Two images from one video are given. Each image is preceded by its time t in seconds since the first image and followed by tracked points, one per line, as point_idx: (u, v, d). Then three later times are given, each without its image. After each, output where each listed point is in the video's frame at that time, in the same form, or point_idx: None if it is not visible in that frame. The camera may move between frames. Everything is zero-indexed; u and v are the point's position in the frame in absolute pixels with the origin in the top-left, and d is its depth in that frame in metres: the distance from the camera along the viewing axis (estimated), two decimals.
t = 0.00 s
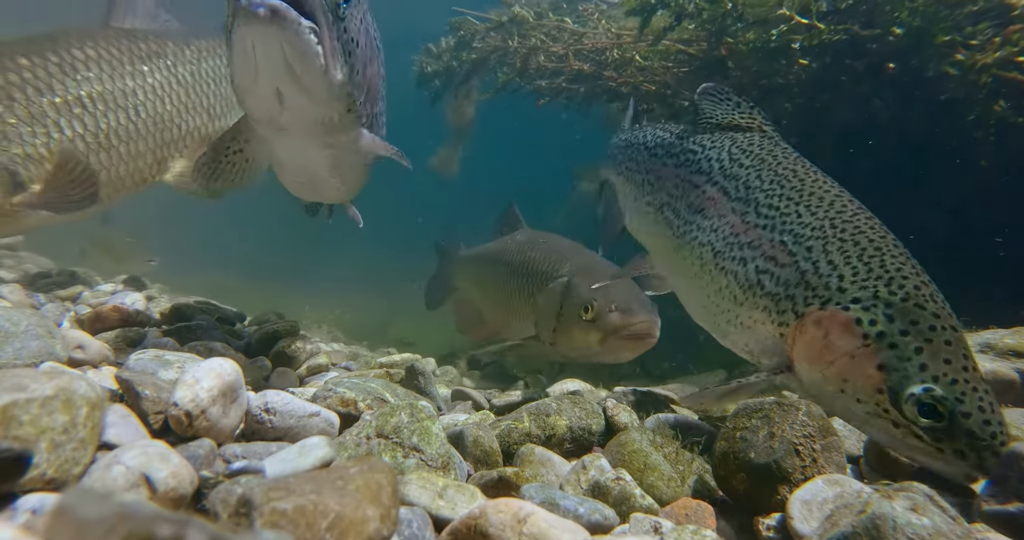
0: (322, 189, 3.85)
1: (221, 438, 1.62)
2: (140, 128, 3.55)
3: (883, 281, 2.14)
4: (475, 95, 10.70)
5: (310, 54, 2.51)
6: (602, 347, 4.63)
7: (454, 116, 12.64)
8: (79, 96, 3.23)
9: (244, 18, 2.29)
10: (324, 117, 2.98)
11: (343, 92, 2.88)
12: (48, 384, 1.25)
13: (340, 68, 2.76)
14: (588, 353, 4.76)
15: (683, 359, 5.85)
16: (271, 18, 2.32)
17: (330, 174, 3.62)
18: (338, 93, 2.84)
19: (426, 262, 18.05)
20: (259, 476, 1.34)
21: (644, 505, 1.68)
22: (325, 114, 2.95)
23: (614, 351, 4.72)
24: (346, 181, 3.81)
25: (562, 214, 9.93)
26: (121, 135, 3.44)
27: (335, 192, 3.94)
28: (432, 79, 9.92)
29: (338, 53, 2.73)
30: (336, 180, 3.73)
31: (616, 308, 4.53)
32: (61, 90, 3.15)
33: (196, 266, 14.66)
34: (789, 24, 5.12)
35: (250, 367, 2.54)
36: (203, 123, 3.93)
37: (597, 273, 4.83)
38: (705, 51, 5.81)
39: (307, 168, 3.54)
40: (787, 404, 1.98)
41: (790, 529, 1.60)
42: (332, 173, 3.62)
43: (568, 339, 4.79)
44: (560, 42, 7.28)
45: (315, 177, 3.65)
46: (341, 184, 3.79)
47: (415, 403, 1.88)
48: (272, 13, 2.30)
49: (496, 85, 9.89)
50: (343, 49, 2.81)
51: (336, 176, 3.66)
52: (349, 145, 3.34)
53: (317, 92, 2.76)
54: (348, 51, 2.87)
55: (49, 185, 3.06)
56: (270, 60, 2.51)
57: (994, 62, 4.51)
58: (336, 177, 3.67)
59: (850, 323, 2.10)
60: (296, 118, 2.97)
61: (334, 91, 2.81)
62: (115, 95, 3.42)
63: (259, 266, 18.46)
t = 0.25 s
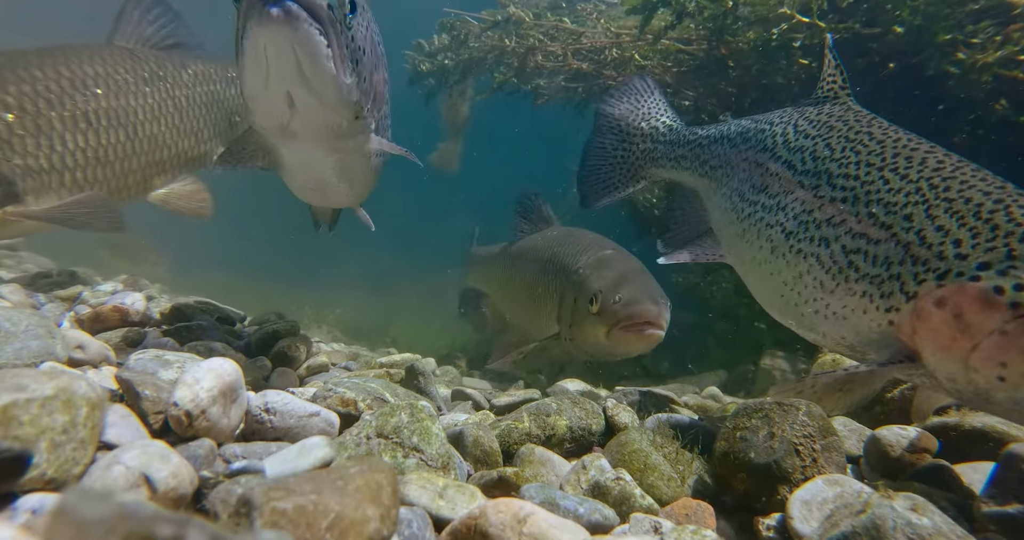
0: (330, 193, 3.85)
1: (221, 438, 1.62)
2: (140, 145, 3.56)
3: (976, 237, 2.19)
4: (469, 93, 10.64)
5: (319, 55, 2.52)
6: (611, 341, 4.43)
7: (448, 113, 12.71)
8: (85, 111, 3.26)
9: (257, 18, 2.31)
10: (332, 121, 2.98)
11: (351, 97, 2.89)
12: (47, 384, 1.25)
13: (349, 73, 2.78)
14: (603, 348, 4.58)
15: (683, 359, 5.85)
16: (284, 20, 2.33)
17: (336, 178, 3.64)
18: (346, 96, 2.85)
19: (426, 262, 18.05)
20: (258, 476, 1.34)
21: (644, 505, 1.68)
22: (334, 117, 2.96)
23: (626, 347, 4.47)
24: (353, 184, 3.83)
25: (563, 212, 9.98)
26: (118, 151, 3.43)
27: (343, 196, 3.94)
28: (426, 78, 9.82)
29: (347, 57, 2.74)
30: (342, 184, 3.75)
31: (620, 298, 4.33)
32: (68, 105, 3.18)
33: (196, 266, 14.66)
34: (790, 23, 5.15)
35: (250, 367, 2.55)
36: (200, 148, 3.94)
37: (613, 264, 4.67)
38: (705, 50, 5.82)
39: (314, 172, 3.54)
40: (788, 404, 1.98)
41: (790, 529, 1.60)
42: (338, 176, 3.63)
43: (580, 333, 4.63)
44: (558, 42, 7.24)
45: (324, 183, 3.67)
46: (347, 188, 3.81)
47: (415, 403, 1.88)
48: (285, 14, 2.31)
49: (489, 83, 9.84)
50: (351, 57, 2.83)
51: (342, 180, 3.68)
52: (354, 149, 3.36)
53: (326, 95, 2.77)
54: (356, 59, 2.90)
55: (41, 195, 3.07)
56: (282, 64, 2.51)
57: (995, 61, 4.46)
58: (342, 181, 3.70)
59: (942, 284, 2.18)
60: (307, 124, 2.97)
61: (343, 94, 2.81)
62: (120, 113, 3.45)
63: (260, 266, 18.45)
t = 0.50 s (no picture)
0: (331, 194, 3.84)
1: (221, 438, 1.62)
2: (135, 157, 3.52)
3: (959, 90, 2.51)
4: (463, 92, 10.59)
5: (322, 60, 2.54)
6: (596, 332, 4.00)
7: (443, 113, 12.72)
8: (83, 120, 3.25)
9: (264, 22, 2.34)
10: (333, 125, 3.00)
11: (349, 101, 2.90)
12: (47, 384, 1.25)
13: (347, 78, 2.79)
14: (587, 336, 4.48)
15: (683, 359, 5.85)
16: (290, 24, 2.36)
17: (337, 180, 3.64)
18: (347, 99, 2.87)
19: (426, 262, 18.06)
20: (258, 476, 1.34)
21: (643, 505, 1.68)
22: (334, 120, 2.97)
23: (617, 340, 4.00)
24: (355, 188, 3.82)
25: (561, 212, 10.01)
26: (111, 163, 3.40)
27: (343, 198, 3.93)
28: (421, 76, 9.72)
29: (348, 62, 2.76)
30: (345, 187, 3.75)
31: (602, 281, 4.30)
32: (68, 114, 3.18)
33: (195, 266, 14.65)
34: (791, 22, 5.19)
35: (250, 366, 2.55)
36: (190, 164, 3.91)
37: (608, 254, 4.63)
38: (705, 50, 5.84)
39: (315, 174, 3.54)
40: (788, 404, 1.98)
41: (790, 528, 1.60)
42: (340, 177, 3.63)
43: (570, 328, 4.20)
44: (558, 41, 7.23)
45: (325, 183, 3.67)
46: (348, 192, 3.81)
47: (415, 403, 1.89)
48: (291, 17, 2.35)
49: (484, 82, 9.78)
50: (352, 62, 2.85)
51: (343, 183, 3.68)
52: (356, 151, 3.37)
53: (328, 99, 2.79)
54: (355, 65, 2.89)
55: (30, 199, 3.07)
56: (287, 66, 2.54)
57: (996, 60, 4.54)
58: (344, 183, 3.69)
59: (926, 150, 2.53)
60: (309, 126, 3.00)
61: (343, 99, 2.84)
62: (120, 125, 3.43)
63: (260, 266, 18.47)
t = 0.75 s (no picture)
0: (331, 196, 3.83)
1: (221, 438, 1.62)
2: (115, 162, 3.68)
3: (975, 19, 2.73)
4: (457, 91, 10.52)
5: (310, 63, 2.52)
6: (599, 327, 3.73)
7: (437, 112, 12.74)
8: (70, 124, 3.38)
9: (245, 34, 2.31)
10: (328, 123, 2.99)
11: (347, 95, 2.88)
12: (47, 384, 1.25)
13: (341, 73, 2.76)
14: (597, 337, 3.89)
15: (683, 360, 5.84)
16: (272, 33, 2.34)
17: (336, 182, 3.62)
18: (340, 98, 2.85)
19: (426, 262, 18.06)
20: (259, 476, 1.34)
21: (643, 505, 1.68)
22: (328, 120, 2.97)
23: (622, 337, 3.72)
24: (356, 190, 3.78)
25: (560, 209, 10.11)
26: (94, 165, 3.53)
27: (344, 200, 3.90)
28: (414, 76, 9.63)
29: (339, 57, 2.74)
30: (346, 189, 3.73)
31: (610, 277, 3.68)
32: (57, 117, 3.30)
33: (195, 266, 14.64)
34: (793, 20, 5.20)
35: (250, 366, 2.55)
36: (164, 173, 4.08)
37: (617, 244, 3.99)
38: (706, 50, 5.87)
39: (315, 176, 3.54)
40: (788, 405, 1.98)
41: (790, 529, 1.60)
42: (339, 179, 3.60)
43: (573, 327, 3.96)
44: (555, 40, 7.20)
45: (324, 185, 3.65)
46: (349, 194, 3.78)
47: (415, 403, 1.89)
48: (273, 27, 2.32)
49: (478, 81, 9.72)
50: (344, 55, 2.83)
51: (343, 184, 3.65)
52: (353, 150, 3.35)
53: (320, 99, 2.77)
54: (349, 57, 2.89)
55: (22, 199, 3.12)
56: (273, 72, 2.53)
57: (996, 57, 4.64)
58: (343, 184, 3.67)
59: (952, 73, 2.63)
60: (303, 127, 2.99)
61: (336, 97, 2.82)
62: (99, 129, 3.59)
63: (260, 266, 18.46)
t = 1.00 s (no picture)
0: (333, 195, 3.83)
1: (221, 438, 1.62)
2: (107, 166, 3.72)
3: None
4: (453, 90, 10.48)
5: (303, 55, 2.53)
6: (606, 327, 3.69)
7: (432, 112, 12.72)
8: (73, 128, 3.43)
9: (241, 19, 2.34)
10: (323, 119, 3.01)
11: (340, 94, 2.90)
12: (47, 384, 1.25)
13: (334, 71, 2.79)
14: (604, 338, 3.87)
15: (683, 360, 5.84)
16: (266, 19, 2.35)
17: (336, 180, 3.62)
18: (335, 94, 2.87)
19: (426, 262, 18.06)
20: (259, 476, 1.34)
21: (644, 505, 1.68)
22: (324, 115, 2.98)
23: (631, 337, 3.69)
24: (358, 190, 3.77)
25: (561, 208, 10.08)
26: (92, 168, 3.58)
27: (344, 199, 3.89)
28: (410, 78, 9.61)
29: (333, 55, 2.76)
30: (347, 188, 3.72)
31: (616, 274, 3.66)
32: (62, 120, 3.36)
33: (195, 266, 14.64)
34: (794, 18, 5.23)
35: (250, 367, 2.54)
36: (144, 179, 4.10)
37: (622, 238, 3.98)
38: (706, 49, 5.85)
39: (314, 174, 3.54)
40: (788, 404, 1.97)
41: (790, 529, 1.60)
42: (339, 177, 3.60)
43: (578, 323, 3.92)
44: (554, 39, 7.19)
45: (324, 183, 3.65)
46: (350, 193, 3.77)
47: (415, 403, 1.89)
48: (267, 13, 2.33)
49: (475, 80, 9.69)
50: (338, 55, 2.83)
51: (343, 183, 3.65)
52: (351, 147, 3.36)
53: (315, 94, 2.79)
54: (342, 58, 2.88)
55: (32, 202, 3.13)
56: (268, 63, 2.54)
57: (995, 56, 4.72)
58: (343, 183, 3.67)
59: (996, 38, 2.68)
60: (300, 122, 3.00)
61: (330, 93, 2.84)
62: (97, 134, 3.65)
63: (260, 267, 18.46)
